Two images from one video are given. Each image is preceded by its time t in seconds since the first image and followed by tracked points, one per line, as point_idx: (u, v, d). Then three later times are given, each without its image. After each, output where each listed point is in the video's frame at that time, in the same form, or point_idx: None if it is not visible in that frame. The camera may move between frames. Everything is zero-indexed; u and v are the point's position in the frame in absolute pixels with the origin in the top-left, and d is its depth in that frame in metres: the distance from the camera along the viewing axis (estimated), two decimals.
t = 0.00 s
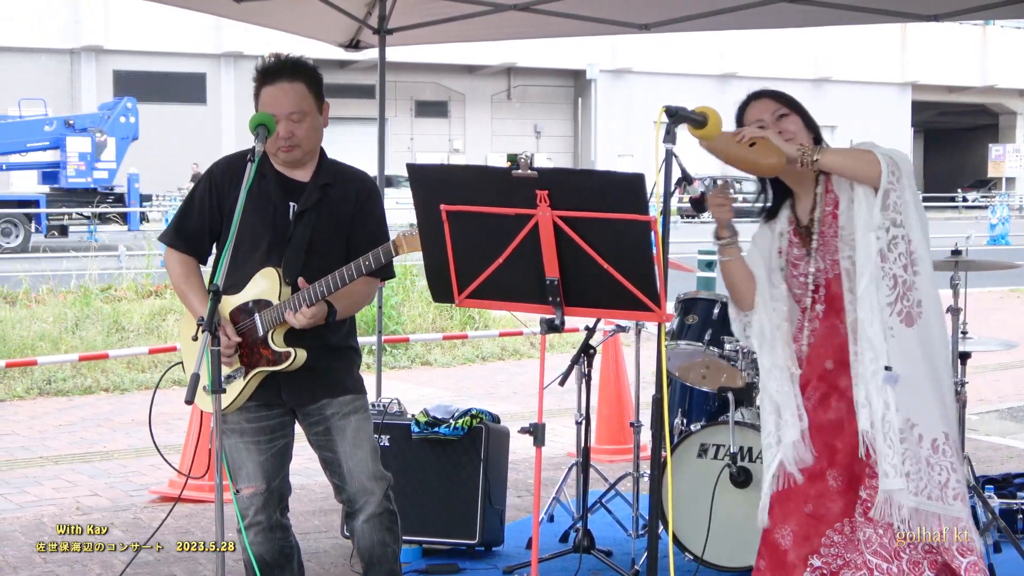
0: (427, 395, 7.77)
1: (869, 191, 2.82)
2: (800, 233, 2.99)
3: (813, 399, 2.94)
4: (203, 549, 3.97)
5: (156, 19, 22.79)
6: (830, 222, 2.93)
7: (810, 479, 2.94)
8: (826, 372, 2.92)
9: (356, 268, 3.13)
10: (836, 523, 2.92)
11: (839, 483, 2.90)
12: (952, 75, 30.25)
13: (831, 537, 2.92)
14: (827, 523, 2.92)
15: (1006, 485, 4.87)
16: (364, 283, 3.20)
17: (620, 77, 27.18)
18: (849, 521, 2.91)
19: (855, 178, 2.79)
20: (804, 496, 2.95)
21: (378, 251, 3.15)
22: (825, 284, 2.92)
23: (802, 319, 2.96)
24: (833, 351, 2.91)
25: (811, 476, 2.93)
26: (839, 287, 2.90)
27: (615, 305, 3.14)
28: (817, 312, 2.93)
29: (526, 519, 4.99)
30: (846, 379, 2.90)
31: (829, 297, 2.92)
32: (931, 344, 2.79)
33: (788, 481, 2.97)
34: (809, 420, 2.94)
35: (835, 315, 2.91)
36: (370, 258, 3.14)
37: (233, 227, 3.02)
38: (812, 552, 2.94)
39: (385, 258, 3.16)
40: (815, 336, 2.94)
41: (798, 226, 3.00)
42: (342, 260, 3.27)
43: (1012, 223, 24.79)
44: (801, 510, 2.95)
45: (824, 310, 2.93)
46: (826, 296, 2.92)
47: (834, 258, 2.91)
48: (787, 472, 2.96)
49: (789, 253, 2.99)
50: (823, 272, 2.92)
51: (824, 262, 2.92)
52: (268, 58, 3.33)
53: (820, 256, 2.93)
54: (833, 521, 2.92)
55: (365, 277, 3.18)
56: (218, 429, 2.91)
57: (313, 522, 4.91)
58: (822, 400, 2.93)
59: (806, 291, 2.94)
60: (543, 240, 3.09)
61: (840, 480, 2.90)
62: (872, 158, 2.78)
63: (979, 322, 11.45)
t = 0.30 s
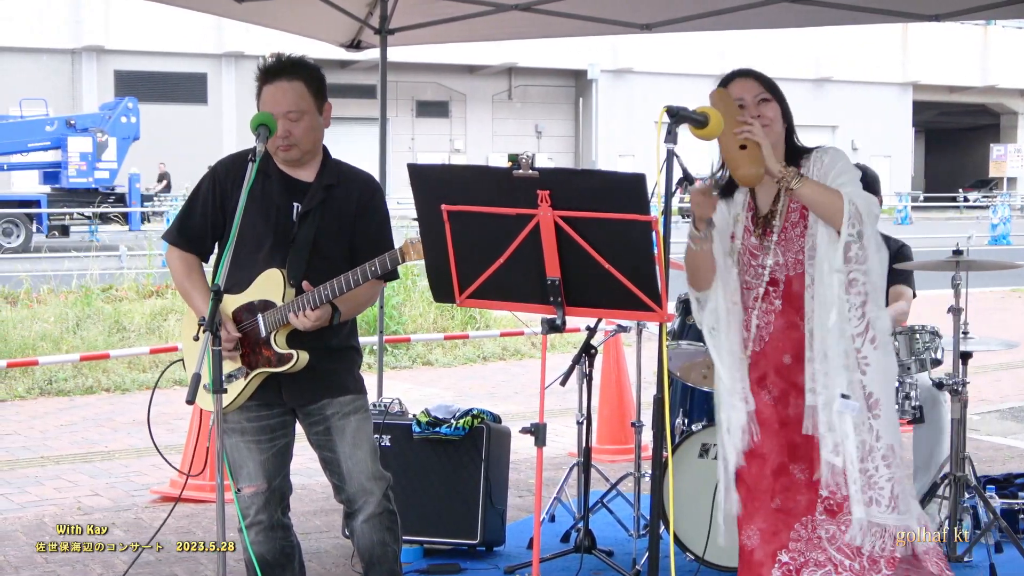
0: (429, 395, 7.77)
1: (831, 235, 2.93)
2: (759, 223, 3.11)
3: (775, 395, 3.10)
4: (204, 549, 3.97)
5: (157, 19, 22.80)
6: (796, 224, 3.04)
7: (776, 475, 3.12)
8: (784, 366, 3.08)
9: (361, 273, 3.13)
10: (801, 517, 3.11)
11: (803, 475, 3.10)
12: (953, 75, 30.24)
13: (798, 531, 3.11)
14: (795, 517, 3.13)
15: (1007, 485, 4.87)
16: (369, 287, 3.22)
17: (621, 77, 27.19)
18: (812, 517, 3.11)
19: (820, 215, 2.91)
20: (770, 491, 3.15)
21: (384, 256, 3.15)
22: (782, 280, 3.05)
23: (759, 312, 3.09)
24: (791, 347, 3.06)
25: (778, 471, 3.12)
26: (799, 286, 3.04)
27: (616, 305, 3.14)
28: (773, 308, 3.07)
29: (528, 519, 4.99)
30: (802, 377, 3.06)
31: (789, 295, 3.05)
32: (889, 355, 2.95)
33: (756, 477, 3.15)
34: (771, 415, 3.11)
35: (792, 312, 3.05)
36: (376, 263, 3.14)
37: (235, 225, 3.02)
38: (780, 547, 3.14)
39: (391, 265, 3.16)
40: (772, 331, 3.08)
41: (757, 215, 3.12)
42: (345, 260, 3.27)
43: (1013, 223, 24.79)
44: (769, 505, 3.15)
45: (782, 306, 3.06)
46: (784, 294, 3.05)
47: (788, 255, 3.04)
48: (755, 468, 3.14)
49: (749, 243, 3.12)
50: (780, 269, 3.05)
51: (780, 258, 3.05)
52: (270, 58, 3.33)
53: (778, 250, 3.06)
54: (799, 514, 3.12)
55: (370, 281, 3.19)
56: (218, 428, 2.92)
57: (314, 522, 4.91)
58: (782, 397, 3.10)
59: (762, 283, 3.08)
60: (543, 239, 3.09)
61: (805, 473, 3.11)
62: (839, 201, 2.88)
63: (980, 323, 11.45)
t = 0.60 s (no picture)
0: (429, 395, 7.77)
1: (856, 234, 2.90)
2: (758, 204, 3.06)
3: (751, 387, 3.03)
4: (206, 549, 3.95)
5: (158, 19, 22.82)
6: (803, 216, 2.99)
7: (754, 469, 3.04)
8: (763, 358, 3.00)
9: (364, 273, 3.13)
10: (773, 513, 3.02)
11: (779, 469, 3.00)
12: (954, 75, 30.25)
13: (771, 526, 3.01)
14: (767, 512, 3.04)
15: (1008, 484, 4.86)
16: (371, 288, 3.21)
17: (621, 77, 27.19)
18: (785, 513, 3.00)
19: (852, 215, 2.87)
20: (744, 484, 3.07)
21: (386, 256, 3.14)
22: (768, 269, 3.00)
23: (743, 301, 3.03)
24: (771, 338, 2.99)
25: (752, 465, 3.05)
26: (789, 279, 2.98)
27: (617, 306, 3.12)
28: (757, 297, 3.01)
29: (529, 519, 4.99)
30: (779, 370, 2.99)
31: (778, 286, 2.99)
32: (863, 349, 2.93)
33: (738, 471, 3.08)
34: (749, 407, 3.04)
35: (777, 302, 2.99)
36: (379, 263, 3.14)
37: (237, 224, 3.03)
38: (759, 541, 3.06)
39: (393, 266, 3.16)
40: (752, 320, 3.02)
41: (757, 197, 3.07)
42: (347, 260, 3.27)
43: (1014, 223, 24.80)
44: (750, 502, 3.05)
45: (767, 297, 3.00)
46: (773, 283, 3.00)
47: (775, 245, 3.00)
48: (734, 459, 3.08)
49: (743, 223, 3.08)
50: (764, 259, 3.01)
51: (771, 246, 3.01)
52: (273, 58, 3.34)
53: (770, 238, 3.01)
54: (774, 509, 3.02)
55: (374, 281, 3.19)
56: (220, 428, 2.91)
57: (315, 522, 4.91)
58: (756, 390, 3.02)
59: (748, 269, 3.04)
60: (544, 240, 3.09)
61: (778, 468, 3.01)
62: (875, 204, 2.85)
63: (981, 322, 11.45)
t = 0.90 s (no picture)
0: (430, 395, 7.77)
1: (856, 289, 2.96)
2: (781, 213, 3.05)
3: (753, 386, 3.07)
4: (208, 549, 3.96)
5: (159, 19, 22.83)
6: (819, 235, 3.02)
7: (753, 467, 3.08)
8: (769, 360, 3.04)
9: (368, 274, 3.12)
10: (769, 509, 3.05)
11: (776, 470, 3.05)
12: (954, 75, 30.26)
13: (766, 523, 3.06)
14: (761, 510, 3.07)
15: (1009, 484, 4.86)
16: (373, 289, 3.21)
17: (622, 77, 27.17)
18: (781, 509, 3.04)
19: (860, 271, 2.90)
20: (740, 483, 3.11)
21: (390, 258, 3.15)
22: (778, 274, 3.05)
23: (749, 302, 3.07)
24: (777, 341, 3.03)
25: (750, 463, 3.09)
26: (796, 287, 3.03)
27: (617, 306, 3.12)
28: (765, 300, 3.05)
29: (529, 519, 4.99)
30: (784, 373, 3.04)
31: (784, 295, 3.04)
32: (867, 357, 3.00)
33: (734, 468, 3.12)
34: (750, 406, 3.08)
35: (784, 308, 3.04)
36: (383, 264, 3.14)
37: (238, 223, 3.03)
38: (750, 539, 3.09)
39: (396, 268, 3.17)
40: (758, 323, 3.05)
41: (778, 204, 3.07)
42: (349, 261, 3.27)
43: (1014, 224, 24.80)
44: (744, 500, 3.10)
45: (774, 300, 3.04)
46: (780, 289, 3.04)
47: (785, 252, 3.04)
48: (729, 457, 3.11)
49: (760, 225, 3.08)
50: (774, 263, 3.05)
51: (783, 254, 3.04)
52: (275, 58, 3.33)
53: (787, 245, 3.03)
54: (768, 507, 3.05)
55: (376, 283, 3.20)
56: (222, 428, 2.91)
57: (316, 522, 4.91)
58: (760, 390, 3.06)
59: (756, 272, 3.07)
60: (545, 239, 3.09)
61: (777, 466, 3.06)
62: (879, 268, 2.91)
63: (981, 322, 11.44)
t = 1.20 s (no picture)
0: (430, 395, 7.77)
1: (922, 255, 2.73)
2: (822, 209, 2.86)
3: (790, 386, 2.89)
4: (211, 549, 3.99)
5: (160, 18, 22.84)
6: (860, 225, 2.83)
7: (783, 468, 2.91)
8: (807, 362, 2.87)
9: (362, 273, 3.11)
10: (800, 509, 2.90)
11: (808, 468, 2.89)
12: (954, 74, 30.26)
13: (795, 522, 2.91)
14: (791, 508, 2.92)
15: (1009, 485, 4.85)
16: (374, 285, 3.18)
17: (622, 77, 27.17)
18: (813, 508, 2.89)
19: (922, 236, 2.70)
20: (769, 483, 2.94)
21: (385, 255, 3.13)
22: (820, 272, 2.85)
23: (787, 300, 2.88)
24: (820, 340, 2.85)
25: (780, 464, 2.92)
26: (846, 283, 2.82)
27: (617, 305, 3.13)
28: (806, 299, 2.86)
29: (530, 519, 4.99)
30: (822, 375, 2.86)
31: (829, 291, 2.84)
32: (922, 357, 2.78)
33: (756, 465, 2.97)
34: (781, 407, 2.90)
35: (827, 306, 2.84)
36: (378, 262, 3.13)
37: (237, 223, 3.04)
38: (773, 536, 2.94)
39: (391, 265, 3.15)
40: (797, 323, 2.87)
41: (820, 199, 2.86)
42: (350, 259, 3.26)
43: (1015, 223, 24.79)
44: (767, 498, 2.95)
45: (817, 299, 2.84)
46: (823, 288, 2.84)
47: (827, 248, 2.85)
48: (757, 457, 2.96)
49: (801, 223, 2.86)
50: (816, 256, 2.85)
51: (826, 247, 2.85)
52: (277, 56, 3.34)
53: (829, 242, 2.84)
54: (798, 506, 2.91)
55: (373, 280, 3.16)
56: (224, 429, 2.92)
57: (316, 522, 4.91)
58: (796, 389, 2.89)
59: (799, 265, 2.86)
60: (545, 238, 3.09)
61: (808, 466, 2.89)
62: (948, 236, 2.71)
63: (982, 322, 11.44)
